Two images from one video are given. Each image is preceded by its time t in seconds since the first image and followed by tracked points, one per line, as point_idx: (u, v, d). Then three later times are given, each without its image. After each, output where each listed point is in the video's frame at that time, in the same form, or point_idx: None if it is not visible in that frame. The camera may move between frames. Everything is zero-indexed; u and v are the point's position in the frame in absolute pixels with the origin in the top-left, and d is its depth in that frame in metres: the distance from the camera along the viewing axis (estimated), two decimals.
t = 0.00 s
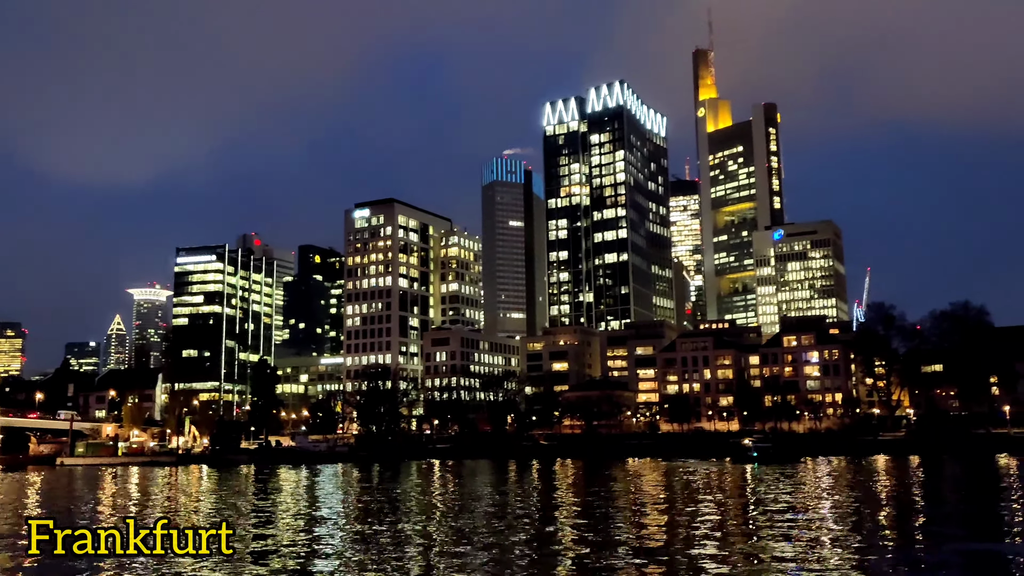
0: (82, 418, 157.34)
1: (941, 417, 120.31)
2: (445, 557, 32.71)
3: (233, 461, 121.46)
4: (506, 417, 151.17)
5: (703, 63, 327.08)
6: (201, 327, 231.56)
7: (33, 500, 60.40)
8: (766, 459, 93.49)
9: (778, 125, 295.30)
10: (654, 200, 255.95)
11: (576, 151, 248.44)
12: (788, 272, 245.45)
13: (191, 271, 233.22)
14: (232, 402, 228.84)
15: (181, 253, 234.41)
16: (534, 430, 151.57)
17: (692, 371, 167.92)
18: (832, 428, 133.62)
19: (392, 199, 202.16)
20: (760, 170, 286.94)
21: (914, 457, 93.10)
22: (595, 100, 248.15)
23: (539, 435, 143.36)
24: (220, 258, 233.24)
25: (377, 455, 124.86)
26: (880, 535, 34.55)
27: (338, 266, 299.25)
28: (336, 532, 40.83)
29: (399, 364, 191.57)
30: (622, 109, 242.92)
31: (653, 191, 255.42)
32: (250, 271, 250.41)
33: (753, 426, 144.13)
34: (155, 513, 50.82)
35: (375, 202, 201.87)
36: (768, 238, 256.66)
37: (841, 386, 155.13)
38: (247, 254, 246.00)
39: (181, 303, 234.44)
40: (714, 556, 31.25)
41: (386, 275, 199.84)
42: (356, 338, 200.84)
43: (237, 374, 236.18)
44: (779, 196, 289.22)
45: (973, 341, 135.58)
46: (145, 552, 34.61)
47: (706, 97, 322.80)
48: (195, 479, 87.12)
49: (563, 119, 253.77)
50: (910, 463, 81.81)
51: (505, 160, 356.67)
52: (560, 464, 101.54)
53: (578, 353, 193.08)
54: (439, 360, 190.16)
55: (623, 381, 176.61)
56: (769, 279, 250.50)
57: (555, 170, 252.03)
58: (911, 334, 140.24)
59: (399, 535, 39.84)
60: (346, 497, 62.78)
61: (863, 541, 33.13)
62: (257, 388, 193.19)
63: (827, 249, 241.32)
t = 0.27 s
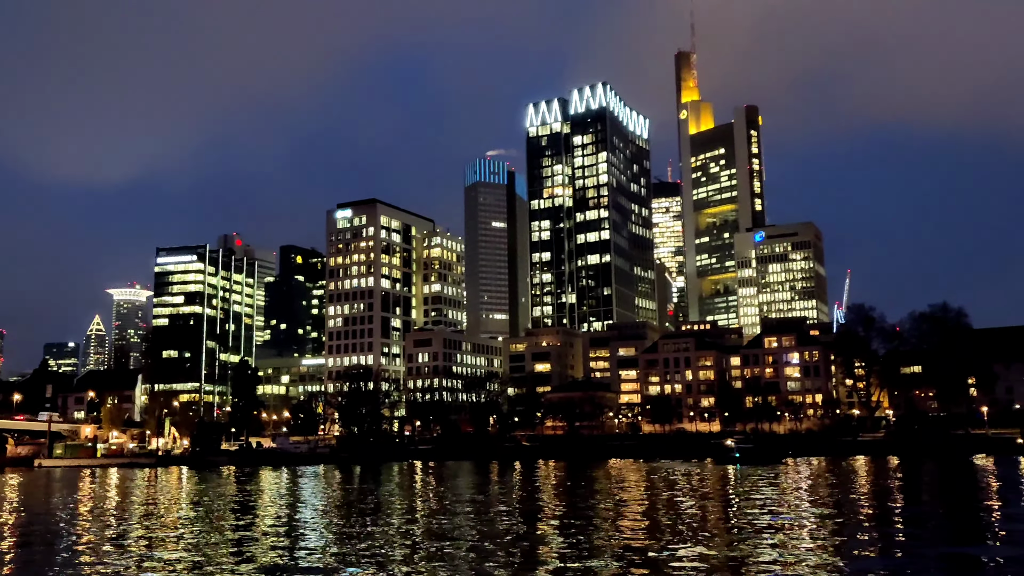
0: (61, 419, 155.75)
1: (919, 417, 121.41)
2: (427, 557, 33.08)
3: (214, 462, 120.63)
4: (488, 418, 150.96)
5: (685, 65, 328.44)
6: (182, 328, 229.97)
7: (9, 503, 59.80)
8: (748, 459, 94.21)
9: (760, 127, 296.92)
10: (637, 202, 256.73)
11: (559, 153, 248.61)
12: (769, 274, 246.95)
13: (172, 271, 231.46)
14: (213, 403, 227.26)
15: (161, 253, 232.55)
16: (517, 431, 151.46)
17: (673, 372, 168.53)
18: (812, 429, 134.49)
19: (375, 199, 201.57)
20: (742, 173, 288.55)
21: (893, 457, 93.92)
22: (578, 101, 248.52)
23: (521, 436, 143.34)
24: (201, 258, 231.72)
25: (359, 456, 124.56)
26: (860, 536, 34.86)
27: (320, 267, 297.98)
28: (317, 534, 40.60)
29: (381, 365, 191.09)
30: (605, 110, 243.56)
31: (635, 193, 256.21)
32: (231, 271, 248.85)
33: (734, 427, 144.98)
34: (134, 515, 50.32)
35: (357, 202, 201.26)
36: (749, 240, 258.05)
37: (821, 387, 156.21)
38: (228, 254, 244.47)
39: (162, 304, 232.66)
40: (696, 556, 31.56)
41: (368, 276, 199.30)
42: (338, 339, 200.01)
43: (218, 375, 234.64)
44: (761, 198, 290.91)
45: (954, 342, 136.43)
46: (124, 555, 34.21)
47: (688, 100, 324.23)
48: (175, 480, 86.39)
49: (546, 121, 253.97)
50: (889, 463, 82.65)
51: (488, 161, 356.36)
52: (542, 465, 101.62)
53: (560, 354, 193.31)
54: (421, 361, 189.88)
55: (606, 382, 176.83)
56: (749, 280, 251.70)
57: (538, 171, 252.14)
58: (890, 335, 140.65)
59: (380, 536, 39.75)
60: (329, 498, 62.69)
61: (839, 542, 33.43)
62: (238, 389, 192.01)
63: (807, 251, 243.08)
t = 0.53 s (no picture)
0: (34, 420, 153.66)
1: (895, 418, 122.32)
2: (404, 558, 33.06)
3: (191, 463, 119.51)
4: (468, 418, 150.60)
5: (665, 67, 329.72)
6: (159, 327, 227.93)
7: None
8: (727, 459, 94.90)
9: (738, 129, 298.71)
10: (616, 202, 257.35)
11: (539, 153, 248.45)
12: (747, 275, 248.45)
13: (149, 271, 229.17)
14: (190, 403, 225.29)
15: (137, 252, 230.16)
16: (496, 432, 151.27)
17: (652, 372, 169.19)
18: (790, 429, 135.37)
19: (354, 199, 200.77)
20: (720, 174, 290.15)
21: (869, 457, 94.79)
22: (558, 102, 248.73)
23: (501, 437, 143.22)
24: (178, 258, 229.77)
25: (337, 456, 124.06)
26: (837, 536, 34.95)
27: (298, 267, 296.28)
28: (294, 535, 40.29)
29: (360, 365, 190.37)
30: (585, 112, 244.05)
31: (615, 194, 256.83)
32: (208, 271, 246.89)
33: (713, 427, 145.77)
34: (109, 517, 49.61)
35: (336, 201, 200.38)
36: (728, 241, 259.28)
37: (798, 388, 157.10)
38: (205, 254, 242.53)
39: (138, 303, 230.35)
40: (674, 555, 31.76)
41: (347, 276, 198.51)
42: (317, 339, 198.94)
43: (195, 376, 232.57)
44: (739, 200, 292.54)
45: (929, 343, 137.56)
46: (99, 556, 33.70)
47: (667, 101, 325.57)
48: (151, 482, 85.43)
49: (526, 121, 253.84)
50: (866, 463, 83.50)
51: (468, 161, 355.71)
52: (521, 466, 101.66)
53: (540, 354, 193.35)
54: (401, 362, 189.31)
55: (585, 383, 177.00)
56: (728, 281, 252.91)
57: (518, 171, 251.95)
58: (867, 337, 139.74)
59: (358, 537, 39.55)
60: (306, 499, 62.24)
61: (816, 542, 33.50)
62: (216, 390, 190.44)
63: (785, 252, 244.70)
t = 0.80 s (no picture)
0: (2, 419, 151.24)
1: (865, 417, 123.57)
2: (378, 558, 32.89)
3: (163, 463, 118.29)
4: (442, 418, 150.30)
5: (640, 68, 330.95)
6: (130, 326, 225.37)
7: None
8: (702, 458, 95.66)
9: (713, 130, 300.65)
10: (592, 202, 257.95)
11: (515, 153, 248.12)
12: (720, 275, 250.15)
13: (120, 269, 226.29)
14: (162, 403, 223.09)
15: (108, 250, 227.01)
16: (471, 432, 151.01)
17: (627, 372, 169.95)
18: (762, 428, 136.55)
19: (328, 198, 199.69)
20: (695, 175, 291.80)
21: (840, 456, 95.95)
22: (534, 102, 248.81)
23: (475, 437, 143.10)
24: (150, 256, 227.19)
25: (311, 456, 123.30)
26: (810, 535, 34.88)
27: (272, 266, 294.09)
28: (265, 536, 39.89)
29: (334, 365, 189.42)
30: (561, 111, 244.43)
31: (591, 194, 257.38)
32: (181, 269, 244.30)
33: (686, 426, 146.54)
34: (78, 518, 48.85)
35: (310, 200, 199.16)
36: (702, 241, 260.67)
37: (770, 387, 158.37)
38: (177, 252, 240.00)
39: (109, 302, 227.49)
40: (648, 554, 31.81)
41: (321, 275, 197.42)
42: (290, 339, 197.62)
43: (167, 375, 230.08)
44: (713, 201, 294.40)
45: (899, 343, 139.27)
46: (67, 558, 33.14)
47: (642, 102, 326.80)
48: (122, 482, 84.31)
49: (501, 121, 253.60)
50: (836, 462, 84.40)
51: (444, 160, 354.86)
52: (495, 465, 101.64)
53: (515, 354, 193.21)
54: (375, 361, 188.62)
55: (560, 382, 176.99)
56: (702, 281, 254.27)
57: (493, 171, 251.58)
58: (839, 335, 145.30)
59: (331, 537, 39.22)
60: (278, 500, 61.63)
61: (789, 541, 33.40)
62: (187, 389, 188.51)
63: (758, 252, 246.58)
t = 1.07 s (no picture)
0: None
1: (835, 416, 124.81)
2: (350, 559, 32.74)
3: (132, 464, 116.93)
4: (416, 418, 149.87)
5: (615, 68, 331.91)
6: (100, 326, 222.54)
7: None
8: (676, 457, 96.38)
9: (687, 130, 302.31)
10: (567, 202, 258.37)
11: (490, 152, 248.11)
12: (694, 275, 251.62)
13: (90, 268, 223.25)
14: (132, 403, 221.07)
15: (78, 249, 223.76)
16: (445, 431, 150.62)
17: (601, 371, 170.45)
18: (735, 427, 137.60)
19: (301, 196, 198.44)
20: (669, 175, 293.21)
21: (811, 455, 96.92)
22: (509, 101, 248.68)
23: (449, 436, 142.81)
24: (121, 254, 224.41)
25: (284, 456, 122.38)
26: (779, 534, 35.03)
27: (244, 264, 292.31)
28: (237, 537, 39.61)
29: (307, 365, 188.29)
30: (536, 111, 244.69)
31: (565, 193, 257.80)
32: (152, 268, 241.45)
33: (660, 424, 147.20)
34: (44, 520, 48.08)
35: (283, 198, 197.77)
36: (675, 241, 262.04)
37: (742, 386, 159.51)
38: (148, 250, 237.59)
39: (78, 300, 224.42)
40: (619, 553, 31.89)
41: (294, 274, 196.06)
42: (263, 338, 196.19)
43: (138, 375, 227.64)
44: (687, 201, 295.97)
45: (867, 343, 141.50)
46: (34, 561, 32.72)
47: (617, 102, 327.80)
48: (91, 483, 83.19)
49: (476, 120, 253.43)
50: (808, 460, 85.12)
51: (419, 159, 353.88)
52: (469, 465, 101.54)
53: (490, 353, 193.10)
54: (348, 361, 187.66)
55: (534, 382, 177.08)
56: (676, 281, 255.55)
57: (468, 170, 251.35)
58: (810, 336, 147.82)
59: (305, 538, 39.01)
60: (248, 501, 60.96)
61: (761, 541, 33.42)
62: (158, 389, 186.47)
63: (731, 253, 248.37)
